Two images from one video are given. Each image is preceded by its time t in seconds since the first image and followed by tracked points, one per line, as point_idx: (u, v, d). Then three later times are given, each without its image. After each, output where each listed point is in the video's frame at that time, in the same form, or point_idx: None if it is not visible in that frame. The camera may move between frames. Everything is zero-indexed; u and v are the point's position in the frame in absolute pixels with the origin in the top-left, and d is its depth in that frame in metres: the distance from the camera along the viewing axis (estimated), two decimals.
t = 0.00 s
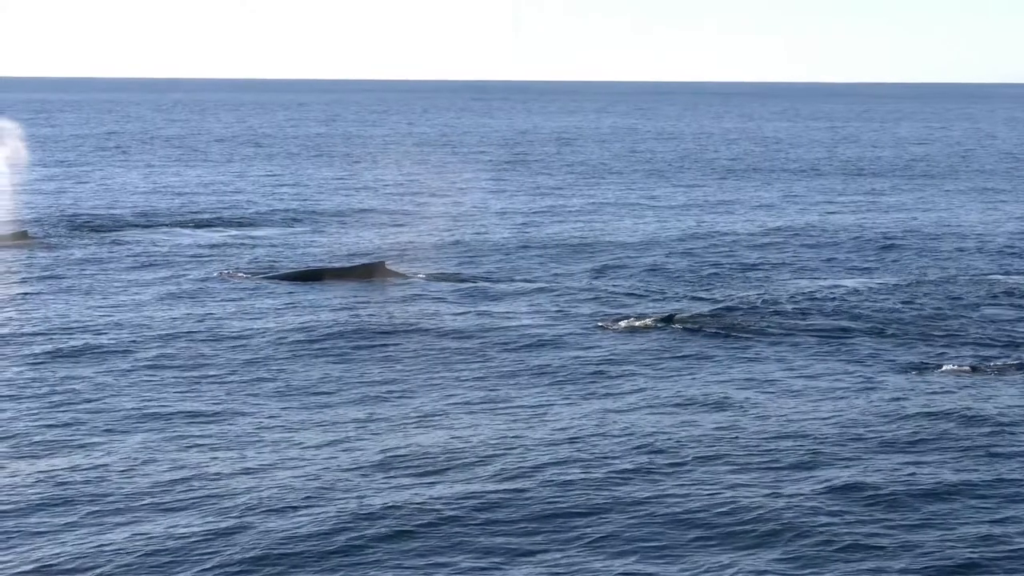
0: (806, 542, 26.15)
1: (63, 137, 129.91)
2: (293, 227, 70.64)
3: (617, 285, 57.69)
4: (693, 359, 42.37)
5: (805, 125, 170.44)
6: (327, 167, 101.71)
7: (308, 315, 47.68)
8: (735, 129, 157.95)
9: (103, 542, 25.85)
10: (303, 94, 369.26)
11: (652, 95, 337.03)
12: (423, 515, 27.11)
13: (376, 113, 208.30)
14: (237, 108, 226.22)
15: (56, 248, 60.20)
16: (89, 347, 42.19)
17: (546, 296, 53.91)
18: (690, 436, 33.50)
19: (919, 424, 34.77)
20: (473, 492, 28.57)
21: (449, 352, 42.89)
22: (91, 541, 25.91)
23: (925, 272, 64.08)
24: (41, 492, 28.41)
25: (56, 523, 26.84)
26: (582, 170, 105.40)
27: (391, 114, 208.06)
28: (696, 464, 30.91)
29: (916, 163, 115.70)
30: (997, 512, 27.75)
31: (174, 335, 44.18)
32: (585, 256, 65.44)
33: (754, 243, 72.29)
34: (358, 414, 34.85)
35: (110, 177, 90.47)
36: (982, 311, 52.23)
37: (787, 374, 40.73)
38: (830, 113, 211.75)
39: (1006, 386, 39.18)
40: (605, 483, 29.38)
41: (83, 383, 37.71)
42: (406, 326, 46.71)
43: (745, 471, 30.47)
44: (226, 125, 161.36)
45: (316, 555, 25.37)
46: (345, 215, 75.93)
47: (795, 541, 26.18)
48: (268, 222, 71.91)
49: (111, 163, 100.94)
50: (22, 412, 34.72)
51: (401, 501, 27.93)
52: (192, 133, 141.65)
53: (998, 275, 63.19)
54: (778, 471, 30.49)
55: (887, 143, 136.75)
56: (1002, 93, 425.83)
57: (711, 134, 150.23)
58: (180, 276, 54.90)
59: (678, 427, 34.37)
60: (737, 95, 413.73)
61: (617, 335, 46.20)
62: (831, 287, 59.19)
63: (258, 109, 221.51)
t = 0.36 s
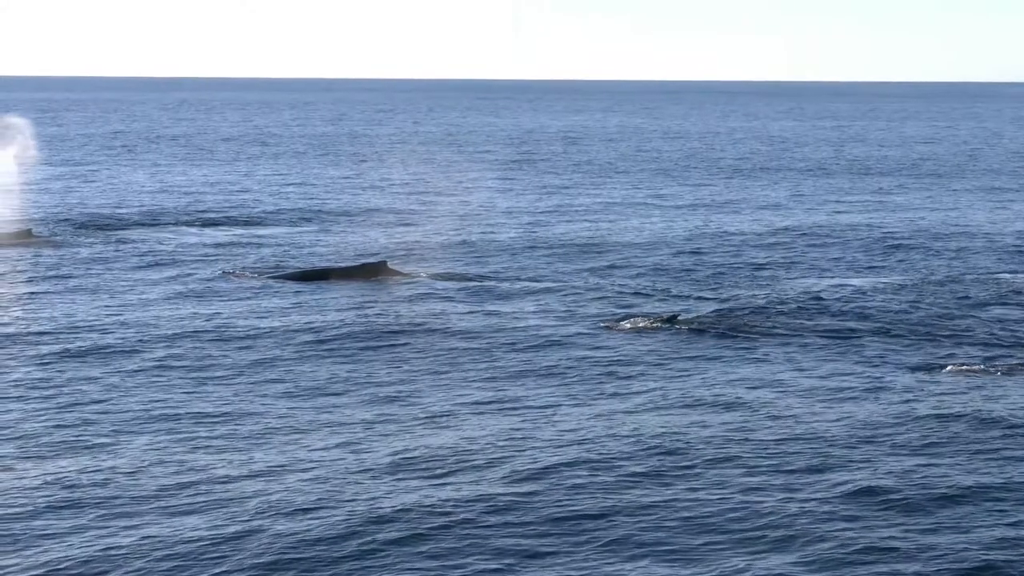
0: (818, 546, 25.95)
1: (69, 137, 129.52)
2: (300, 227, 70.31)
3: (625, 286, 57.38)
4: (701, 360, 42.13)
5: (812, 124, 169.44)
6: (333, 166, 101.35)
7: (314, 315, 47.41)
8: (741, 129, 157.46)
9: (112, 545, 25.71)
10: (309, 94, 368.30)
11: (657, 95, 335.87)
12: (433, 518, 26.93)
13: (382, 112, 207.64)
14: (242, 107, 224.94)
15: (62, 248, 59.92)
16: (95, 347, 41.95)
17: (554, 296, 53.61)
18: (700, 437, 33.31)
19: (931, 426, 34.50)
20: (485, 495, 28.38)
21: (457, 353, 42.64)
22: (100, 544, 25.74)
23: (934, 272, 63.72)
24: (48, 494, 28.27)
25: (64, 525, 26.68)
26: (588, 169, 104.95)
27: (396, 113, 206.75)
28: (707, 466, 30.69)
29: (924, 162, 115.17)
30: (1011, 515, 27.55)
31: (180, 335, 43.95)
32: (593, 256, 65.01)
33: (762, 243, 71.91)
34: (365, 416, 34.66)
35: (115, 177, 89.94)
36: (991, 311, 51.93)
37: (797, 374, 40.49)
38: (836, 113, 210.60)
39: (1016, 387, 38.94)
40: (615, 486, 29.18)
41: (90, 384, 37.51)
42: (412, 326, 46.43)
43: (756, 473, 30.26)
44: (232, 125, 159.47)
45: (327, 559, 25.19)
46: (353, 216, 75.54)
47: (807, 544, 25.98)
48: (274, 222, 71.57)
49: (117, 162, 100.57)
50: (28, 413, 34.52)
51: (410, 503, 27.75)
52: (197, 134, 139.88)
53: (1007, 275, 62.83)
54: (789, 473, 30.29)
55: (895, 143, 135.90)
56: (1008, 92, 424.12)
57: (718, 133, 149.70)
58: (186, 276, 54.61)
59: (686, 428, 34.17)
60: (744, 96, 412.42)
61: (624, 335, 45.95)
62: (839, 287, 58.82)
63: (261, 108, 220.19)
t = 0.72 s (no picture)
0: (828, 550, 25.79)
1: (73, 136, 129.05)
2: (305, 227, 70.05)
3: (630, 285, 57.12)
4: (707, 360, 41.94)
5: (817, 124, 168.65)
6: (337, 166, 100.97)
7: (319, 315, 47.20)
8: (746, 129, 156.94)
9: (118, 547, 25.58)
10: (313, 92, 367.61)
11: (661, 95, 334.76)
12: (441, 522, 26.78)
13: (386, 111, 207.09)
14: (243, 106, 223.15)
15: (66, 248, 59.70)
16: (99, 347, 41.78)
17: (558, 297, 53.34)
18: (708, 438, 33.15)
19: (940, 428, 34.32)
20: (492, 497, 28.22)
21: (461, 353, 42.43)
22: (107, 547, 25.60)
23: (940, 272, 63.40)
24: (53, 497, 28.13)
25: (69, 528, 26.54)
26: (593, 169, 104.59)
27: (398, 113, 205.36)
28: (715, 468, 30.54)
29: (929, 161, 114.69)
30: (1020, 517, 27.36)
31: (185, 335, 43.77)
32: (598, 256, 64.72)
33: (768, 243, 71.62)
34: (371, 417, 34.49)
35: (118, 177, 89.53)
36: (997, 311, 51.67)
37: (804, 375, 40.31)
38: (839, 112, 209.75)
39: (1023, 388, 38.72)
40: (623, 488, 29.03)
41: (94, 384, 37.35)
42: (416, 326, 46.23)
43: (764, 475, 30.10)
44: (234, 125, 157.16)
45: (335, 563, 25.05)
46: (357, 215, 75.22)
47: (817, 548, 25.84)
48: (279, 222, 71.29)
49: (121, 162, 100.21)
50: (32, 414, 34.36)
51: (418, 506, 27.60)
52: (200, 134, 137.97)
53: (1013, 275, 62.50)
54: (798, 475, 30.13)
55: (900, 142, 135.12)
56: (1012, 92, 422.95)
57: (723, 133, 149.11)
58: (189, 276, 54.37)
59: (694, 429, 34.00)
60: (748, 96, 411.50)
61: (630, 334, 45.76)
62: (844, 286, 58.58)
63: (262, 108, 218.70)
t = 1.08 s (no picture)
0: (836, 553, 25.66)
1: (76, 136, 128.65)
2: (308, 227, 69.81)
3: (634, 285, 56.89)
4: (712, 361, 41.78)
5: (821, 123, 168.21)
6: (340, 166, 100.70)
7: (322, 315, 47.01)
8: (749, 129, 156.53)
9: (124, 550, 25.45)
10: (316, 90, 366.89)
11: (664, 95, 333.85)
12: (448, 525, 26.65)
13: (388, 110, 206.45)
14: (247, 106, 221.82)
15: (69, 248, 59.48)
16: (103, 348, 41.62)
17: (562, 297, 53.14)
18: (714, 439, 33.02)
19: (949, 429, 34.16)
20: (500, 500, 28.12)
21: (464, 354, 42.27)
22: (112, 550, 25.46)
23: (944, 272, 63.16)
24: (58, 498, 28.01)
25: (74, 529, 26.43)
26: (597, 169, 104.27)
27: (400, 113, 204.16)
28: (721, 470, 30.41)
29: (933, 161, 114.29)
30: None
31: (188, 335, 43.59)
32: (602, 256, 64.42)
33: (772, 243, 71.36)
34: (376, 418, 34.36)
35: (122, 177, 89.12)
36: (1002, 311, 51.46)
37: (810, 375, 40.15)
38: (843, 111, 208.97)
39: None
40: (629, 490, 28.91)
41: (98, 385, 37.19)
42: (420, 326, 46.03)
43: (771, 477, 29.96)
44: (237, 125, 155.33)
45: (341, 566, 24.94)
46: (361, 215, 74.89)
47: (826, 551, 25.70)
48: (282, 221, 71.05)
49: (123, 161, 99.91)
50: (35, 415, 34.22)
51: (425, 508, 27.49)
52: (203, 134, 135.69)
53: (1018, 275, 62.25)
54: (805, 477, 30.00)
55: (905, 142, 134.45)
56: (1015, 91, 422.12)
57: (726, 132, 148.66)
58: (192, 275, 54.17)
59: (700, 430, 33.87)
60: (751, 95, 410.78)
61: (635, 334, 45.60)
62: (848, 286, 58.40)
63: (265, 107, 217.93)
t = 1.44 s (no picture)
0: (844, 556, 25.51)
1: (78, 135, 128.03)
2: (310, 226, 69.47)
3: (638, 285, 56.60)
4: (717, 361, 41.60)
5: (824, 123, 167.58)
6: (342, 165, 100.33)
7: (325, 315, 46.79)
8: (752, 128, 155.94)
9: (128, 553, 25.31)
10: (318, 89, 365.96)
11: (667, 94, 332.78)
12: (453, 529, 26.50)
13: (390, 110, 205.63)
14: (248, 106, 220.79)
15: (72, 247, 59.18)
16: (107, 348, 41.45)
17: (565, 296, 52.87)
18: (720, 441, 32.86)
19: (957, 431, 34.00)
20: (506, 502, 27.97)
21: (467, 355, 42.05)
22: (115, 553, 25.31)
23: (948, 272, 62.83)
24: (62, 501, 27.86)
25: (78, 532, 26.29)
26: (600, 169, 103.85)
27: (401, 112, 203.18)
28: (728, 472, 30.25)
29: (936, 161, 113.78)
30: None
31: (192, 335, 43.41)
32: (605, 257, 64.08)
33: (776, 243, 71.02)
34: (380, 419, 34.21)
35: (124, 177, 88.77)
36: (1008, 311, 51.21)
37: (815, 376, 39.98)
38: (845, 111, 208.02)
39: None
40: (635, 493, 28.76)
41: (101, 385, 37.02)
42: (422, 326, 45.84)
43: (777, 479, 29.81)
44: (239, 125, 154.41)
45: (346, 569, 24.81)
46: (363, 215, 74.57)
47: (834, 555, 25.55)
48: (285, 221, 70.70)
49: (125, 161, 99.50)
50: (38, 416, 34.06)
51: (430, 511, 27.35)
52: (206, 134, 134.54)
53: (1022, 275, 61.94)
54: (812, 479, 29.85)
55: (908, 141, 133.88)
56: (1018, 90, 420.67)
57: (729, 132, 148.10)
58: (194, 275, 53.90)
59: (706, 432, 33.71)
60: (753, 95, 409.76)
61: (639, 334, 45.43)
62: (853, 286, 58.14)
63: (267, 107, 216.99)
